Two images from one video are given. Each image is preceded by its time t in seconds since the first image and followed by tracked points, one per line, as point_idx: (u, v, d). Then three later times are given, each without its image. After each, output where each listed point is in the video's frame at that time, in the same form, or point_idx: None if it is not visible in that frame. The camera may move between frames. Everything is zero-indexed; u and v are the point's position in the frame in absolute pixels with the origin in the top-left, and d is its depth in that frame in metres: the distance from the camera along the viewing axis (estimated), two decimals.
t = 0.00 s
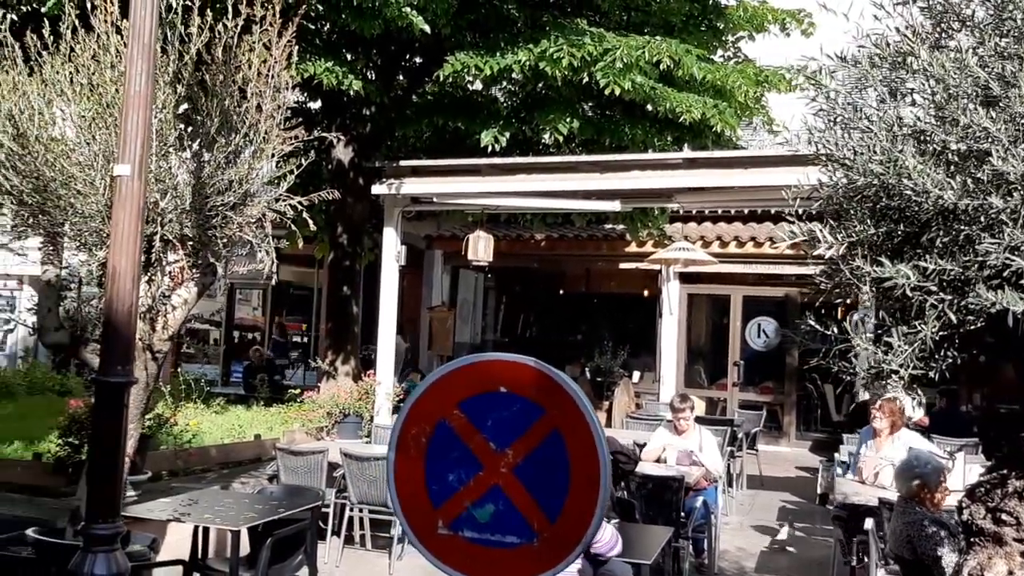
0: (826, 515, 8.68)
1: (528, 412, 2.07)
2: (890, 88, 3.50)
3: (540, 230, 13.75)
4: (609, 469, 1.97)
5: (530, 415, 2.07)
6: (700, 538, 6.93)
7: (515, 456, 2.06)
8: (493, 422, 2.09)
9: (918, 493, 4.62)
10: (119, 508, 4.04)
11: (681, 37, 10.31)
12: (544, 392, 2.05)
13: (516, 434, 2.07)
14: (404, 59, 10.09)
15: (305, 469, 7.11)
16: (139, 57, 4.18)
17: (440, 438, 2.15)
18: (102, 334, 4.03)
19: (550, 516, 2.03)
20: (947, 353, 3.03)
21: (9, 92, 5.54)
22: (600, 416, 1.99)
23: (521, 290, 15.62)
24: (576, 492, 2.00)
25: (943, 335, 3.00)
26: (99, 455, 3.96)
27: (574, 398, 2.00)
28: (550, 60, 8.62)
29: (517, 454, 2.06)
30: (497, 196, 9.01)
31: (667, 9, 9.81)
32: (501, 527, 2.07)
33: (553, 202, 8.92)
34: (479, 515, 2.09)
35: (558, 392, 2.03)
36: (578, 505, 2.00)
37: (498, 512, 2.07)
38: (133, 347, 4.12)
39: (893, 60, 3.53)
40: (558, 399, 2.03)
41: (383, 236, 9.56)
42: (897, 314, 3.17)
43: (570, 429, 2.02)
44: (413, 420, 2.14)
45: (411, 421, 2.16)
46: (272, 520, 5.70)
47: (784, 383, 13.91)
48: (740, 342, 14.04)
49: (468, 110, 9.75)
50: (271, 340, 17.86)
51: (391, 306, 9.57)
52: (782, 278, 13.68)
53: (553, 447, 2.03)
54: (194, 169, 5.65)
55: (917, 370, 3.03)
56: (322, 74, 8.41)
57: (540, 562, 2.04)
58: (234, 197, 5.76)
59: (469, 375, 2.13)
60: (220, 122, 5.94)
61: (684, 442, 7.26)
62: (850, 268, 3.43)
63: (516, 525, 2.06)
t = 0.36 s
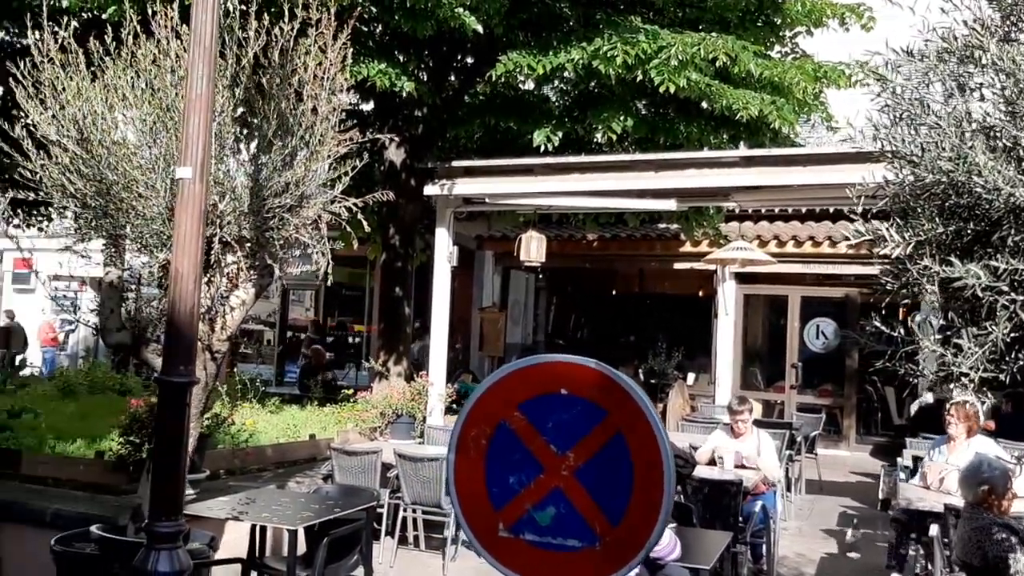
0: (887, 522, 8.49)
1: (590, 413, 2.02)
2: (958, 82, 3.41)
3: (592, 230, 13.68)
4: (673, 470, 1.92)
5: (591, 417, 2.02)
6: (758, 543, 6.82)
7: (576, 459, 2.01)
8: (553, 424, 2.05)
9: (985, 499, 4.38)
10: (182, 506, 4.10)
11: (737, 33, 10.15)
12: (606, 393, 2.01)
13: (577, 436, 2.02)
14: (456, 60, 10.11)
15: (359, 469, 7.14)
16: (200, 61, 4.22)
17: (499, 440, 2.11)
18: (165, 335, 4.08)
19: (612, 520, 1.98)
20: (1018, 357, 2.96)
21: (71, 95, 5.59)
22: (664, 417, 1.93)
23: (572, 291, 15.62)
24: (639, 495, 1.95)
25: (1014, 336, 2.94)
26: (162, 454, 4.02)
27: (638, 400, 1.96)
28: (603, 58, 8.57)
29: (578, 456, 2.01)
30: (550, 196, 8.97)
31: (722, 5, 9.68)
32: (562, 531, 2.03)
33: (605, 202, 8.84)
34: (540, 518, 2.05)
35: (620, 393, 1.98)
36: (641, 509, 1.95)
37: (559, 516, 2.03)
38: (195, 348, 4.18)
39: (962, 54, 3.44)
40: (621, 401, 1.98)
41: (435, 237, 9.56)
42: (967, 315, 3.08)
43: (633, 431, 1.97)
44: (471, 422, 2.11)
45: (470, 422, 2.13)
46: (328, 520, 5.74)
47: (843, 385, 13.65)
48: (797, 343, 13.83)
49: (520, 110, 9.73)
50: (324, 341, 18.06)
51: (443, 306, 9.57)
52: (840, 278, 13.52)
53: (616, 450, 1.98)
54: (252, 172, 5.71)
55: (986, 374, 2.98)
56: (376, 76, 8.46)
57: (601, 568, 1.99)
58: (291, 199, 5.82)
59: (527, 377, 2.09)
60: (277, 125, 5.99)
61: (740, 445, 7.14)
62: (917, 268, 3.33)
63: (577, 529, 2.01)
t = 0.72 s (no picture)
0: (928, 524, 8.40)
1: (632, 415, 2.01)
2: (1003, 79, 3.87)
3: (627, 230, 13.64)
4: (718, 473, 1.90)
5: (634, 418, 2.00)
6: (798, 545, 6.77)
7: (619, 460, 2.00)
8: (596, 425, 2.04)
9: None
10: (224, 505, 4.14)
11: (773, 31, 10.07)
12: (649, 395, 1.99)
13: (620, 437, 2.01)
14: (490, 61, 10.17)
15: (396, 469, 7.19)
16: (240, 65, 4.28)
17: (543, 441, 2.10)
18: (209, 336, 4.14)
19: (655, 521, 1.97)
20: None
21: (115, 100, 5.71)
22: (707, 420, 1.91)
23: (606, 291, 15.61)
24: (682, 497, 1.94)
25: None
26: (205, 453, 4.08)
27: (681, 402, 1.94)
28: (638, 58, 8.53)
29: (621, 458, 2.00)
30: (584, 196, 8.95)
31: (758, 3, 9.61)
32: (606, 531, 2.02)
33: (641, 202, 8.82)
34: (583, 518, 2.05)
35: (663, 395, 1.96)
36: (684, 511, 1.93)
37: (602, 517, 2.02)
38: (238, 348, 4.22)
39: (1007, 50, 3.91)
40: (664, 402, 1.97)
41: (469, 238, 9.57)
42: (1011, 314, 3.62)
43: (676, 433, 1.95)
44: (515, 422, 2.11)
45: (513, 423, 2.13)
46: (366, 519, 5.77)
47: (882, 386, 13.51)
48: (835, 343, 13.70)
49: (555, 110, 9.73)
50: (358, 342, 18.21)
51: (478, 306, 9.57)
52: (878, 278, 13.40)
53: (659, 451, 1.97)
54: (290, 175, 5.76)
55: None
56: (410, 78, 8.52)
57: (646, 569, 1.98)
58: (328, 201, 5.87)
59: (571, 377, 2.09)
60: (315, 129, 6.06)
61: (778, 447, 7.12)
62: (963, 265, 3.80)
63: (621, 530, 2.01)
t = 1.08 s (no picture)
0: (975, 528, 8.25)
1: (680, 417, 1.90)
2: None
3: (666, 230, 13.53)
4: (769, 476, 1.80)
5: (682, 420, 1.90)
6: (841, 550, 6.66)
7: (665, 463, 1.89)
8: (641, 427, 1.93)
9: None
10: (268, 504, 4.17)
11: (815, 28, 9.95)
12: (696, 396, 1.89)
13: (667, 439, 1.90)
14: (527, 61, 10.17)
15: (434, 469, 7.19)
16: (284, 68, 4.31)
17: (587, 444, 2.00)
18: (253, 337, 4.16)
19: (703, 526, 1.86)
20: None
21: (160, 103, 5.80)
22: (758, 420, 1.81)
23: (644, 291, 15.52)
24: (732, 500, 1.83)
25: None
26: (250, 453, 4.10)
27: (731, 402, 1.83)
28: (678, 56, 8.46)
29: (668, 460, 1.90)
30: (623, 197, 8.89)
31: None
32: (653, 536, 1.91)
33: (680, 201, 8.75)
34: (628, 522, 1.94)
35: (713, 396, 1.86)
36: (735, 514, 1.83)
37: (648, 521, 1.91)
38: (281, 348, 4.24)
39: None
40: (713, 403, 1.86)
41: (508, 238, 9.55)
42: None
43: (726, 435, 1.85)
44: (559, 425, 2.00)
45: (555, 424, 2.02)
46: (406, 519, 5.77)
47: (927, 388, 13.31)
48: (879, 345, 13.50)
49: (593, 111, 9.69)
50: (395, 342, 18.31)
51: (516, 307, 9.55)
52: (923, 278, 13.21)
53: (708, 454, 1.86)
54: (331, 176, 5.77)
55: None
56: (449, 79, 8.53)
57: None
58: (369, 203, 5.88)
59: (616, 377, 1.97)
60: (355, 131, 6.07)
61: (820, 450, 7.01)
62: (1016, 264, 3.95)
63: (668, 535, 1.90)
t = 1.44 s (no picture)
0: None
1: (745, 424, 1.88)
2: None
3: (720, 230, 13.38)
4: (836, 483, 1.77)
5: (746, 427, 1.88)
6: (903, 558, 6.48)
7: (729, 468, 1.88)
8: (705, 433, 1.91)
9: None
10: (324, 505, 4.16)
11: (874, 23, 9.74)
12: (761, 404, 1.87)
13: (731, 445, 1.88)
14: (578, 61, 10.13)
15: (486, 472, 7.15)
16: (340, 70, 4.30)
17: (649, 448, 1.98)
18: (310, 339, 4.15)
19: (768, 533, 1.84)
20: None
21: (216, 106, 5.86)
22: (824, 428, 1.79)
23: (697, 293, 15.36)
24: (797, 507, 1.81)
25: None
26: (308, 455, 4.09)
27: (796, 409, 1.81)
28: (733, 53, 8.45)
29: (732, 466, 1.88)
30: (677, 197, 8.77)
31: None
32: (716, 543, 1.89)
33: (736, 201, 8.60)
34: (692, 528, 1.92)
35: (778, 403, 1.84)
36: (799, 522, 1.81)
37: (712, 527, 1.89)
38: (338, 349, 4.23)
39: None
40: (778, 410, 1.84)
41: (559, 239, 9.48)
42: None
43: (792, 443, 1.82)
44: (621, 429, 1.98)
45: (617, 429, 2.00)
46: (459, 522, 5.74)
47: (991, 392, 12.98)
48: (941, 347, 13.19)
49: (645, 110, 9.52)
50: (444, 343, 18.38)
51: (568, 308, 9.48)
52: (986, 278, 12.92)
53: (773, 461, 1.84)
54: (384, 178, 5.77)
55: None
56: (499, 79, 8.52)
57: None
58: (421, 204, 5.85)
59: (678, 383, 1.95)
60: (408, 132, 6.06)
61: (881, 455, 6.81)
62: None
63: (731, 542, 1.88)
